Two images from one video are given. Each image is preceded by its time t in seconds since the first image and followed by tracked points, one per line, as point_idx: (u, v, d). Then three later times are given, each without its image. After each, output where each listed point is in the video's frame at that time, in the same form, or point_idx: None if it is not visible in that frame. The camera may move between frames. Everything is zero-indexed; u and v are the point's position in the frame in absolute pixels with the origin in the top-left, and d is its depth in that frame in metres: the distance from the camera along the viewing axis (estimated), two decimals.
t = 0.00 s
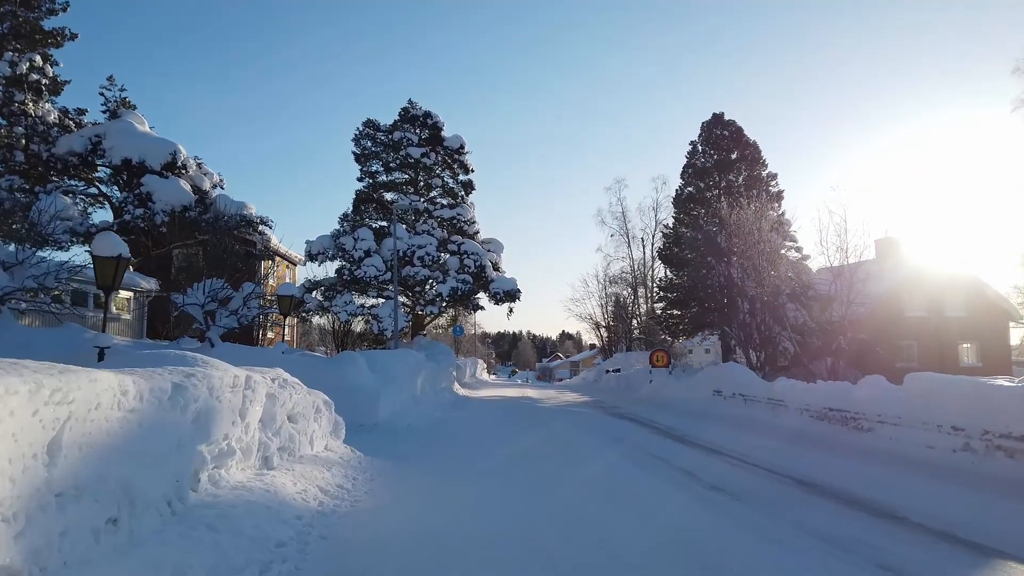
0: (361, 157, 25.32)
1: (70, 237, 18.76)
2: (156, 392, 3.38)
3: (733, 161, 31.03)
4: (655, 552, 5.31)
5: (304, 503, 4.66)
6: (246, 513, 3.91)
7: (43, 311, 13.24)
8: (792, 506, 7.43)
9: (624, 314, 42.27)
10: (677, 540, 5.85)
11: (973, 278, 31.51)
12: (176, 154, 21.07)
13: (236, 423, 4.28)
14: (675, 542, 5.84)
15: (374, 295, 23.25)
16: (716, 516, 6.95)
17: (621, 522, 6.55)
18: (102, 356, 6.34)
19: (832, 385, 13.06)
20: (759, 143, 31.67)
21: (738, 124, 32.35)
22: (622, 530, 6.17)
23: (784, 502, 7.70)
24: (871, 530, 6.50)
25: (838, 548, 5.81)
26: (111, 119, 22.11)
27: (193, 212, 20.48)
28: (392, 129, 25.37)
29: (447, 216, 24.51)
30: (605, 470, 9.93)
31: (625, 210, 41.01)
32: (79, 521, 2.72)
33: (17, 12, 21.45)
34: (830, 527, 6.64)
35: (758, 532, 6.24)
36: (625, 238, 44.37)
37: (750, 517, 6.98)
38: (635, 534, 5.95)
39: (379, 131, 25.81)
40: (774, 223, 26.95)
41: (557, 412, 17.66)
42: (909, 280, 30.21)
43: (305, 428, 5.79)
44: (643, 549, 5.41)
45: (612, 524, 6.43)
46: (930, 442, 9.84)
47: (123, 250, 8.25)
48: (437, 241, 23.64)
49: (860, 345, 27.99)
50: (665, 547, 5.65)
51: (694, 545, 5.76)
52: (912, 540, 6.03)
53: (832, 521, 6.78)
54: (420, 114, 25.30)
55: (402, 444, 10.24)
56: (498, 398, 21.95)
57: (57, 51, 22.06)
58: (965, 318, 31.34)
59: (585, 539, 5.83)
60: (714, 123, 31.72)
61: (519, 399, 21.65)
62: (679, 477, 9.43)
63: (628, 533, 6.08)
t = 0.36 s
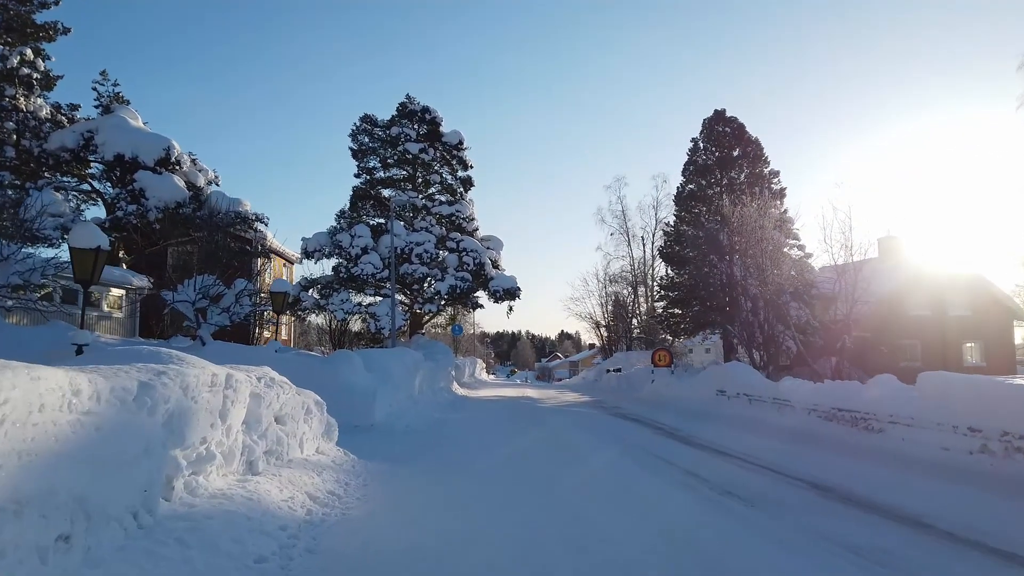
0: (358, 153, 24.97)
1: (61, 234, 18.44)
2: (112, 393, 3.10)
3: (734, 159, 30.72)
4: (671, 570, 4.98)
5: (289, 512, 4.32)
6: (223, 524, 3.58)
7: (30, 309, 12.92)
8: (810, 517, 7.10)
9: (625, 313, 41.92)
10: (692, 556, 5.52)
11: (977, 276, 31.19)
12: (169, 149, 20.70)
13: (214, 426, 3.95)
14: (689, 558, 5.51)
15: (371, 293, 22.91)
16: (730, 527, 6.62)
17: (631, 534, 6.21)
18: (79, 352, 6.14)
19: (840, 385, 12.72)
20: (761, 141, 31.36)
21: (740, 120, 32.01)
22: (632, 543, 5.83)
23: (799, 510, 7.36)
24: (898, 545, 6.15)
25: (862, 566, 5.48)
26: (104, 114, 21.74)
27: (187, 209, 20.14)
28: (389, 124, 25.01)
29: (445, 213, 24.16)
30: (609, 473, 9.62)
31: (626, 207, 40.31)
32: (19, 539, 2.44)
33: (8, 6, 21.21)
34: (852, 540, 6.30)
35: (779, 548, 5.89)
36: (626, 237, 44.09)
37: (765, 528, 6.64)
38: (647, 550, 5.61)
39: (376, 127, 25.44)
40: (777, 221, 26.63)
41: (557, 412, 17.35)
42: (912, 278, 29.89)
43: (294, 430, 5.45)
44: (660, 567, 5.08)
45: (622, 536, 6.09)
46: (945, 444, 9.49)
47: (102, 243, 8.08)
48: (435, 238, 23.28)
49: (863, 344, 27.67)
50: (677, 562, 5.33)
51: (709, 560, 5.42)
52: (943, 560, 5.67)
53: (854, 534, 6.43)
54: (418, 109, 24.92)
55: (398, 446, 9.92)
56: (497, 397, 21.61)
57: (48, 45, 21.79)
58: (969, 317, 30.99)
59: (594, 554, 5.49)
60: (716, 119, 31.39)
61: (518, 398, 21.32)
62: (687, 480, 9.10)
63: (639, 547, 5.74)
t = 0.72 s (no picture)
0: (356, 151, 24.68)
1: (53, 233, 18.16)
2: (73, 403, 2.85)
3: (736, 157, 30.46)
4: None
5: (278, 527, 4.03)
6: (202, 543, 3.31)
7: (18, 308, 12.61)
8: (831, 526, 6.79)
9: (625, 313, 41.73)
10: (705, 569, 5.27)
11: (980, 275, 30.94)
12: (164, 146, 20.39)
13: (196, 435, 3.65)
14: (706, 573, 5.22)
15: (369, 293, 22.61)
16: (748, 537, 6.31)
17: (644, 545, 5.91)
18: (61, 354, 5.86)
19: (848, 387, 12.46)
20: (763, 139, 31.06)
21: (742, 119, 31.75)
22: (645, 556, 5.57)
23: (817, 518, 7.07)
24: (927, 557, 5.84)
25: None
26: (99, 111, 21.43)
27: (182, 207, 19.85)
28: (387, 121, 24.72)
29: (444, 212, 23.87)
30: (614, 478, 9.35)
31: (626, 206, 40.03)
32: None
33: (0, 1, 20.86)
34: (876, 552, 6.01)
35: (801, 560, 5.59)
36: (626, 236, 43.85)
37: (784, 538, 6.35)
38: (658, 562, 5.36)
39: (374, 124, 25.15)
40: (780, 220, 26.35)
41: (558, 413, 17.07)
42: (916, 278, 29.62)
43: (285, 437, 5.18)
44: None
45: (633, 548, 5.79)
46: (959, 448, 9.23)
47: (81, 239, 7.92)
48: (435, 237, 22.98)
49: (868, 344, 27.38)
50: None
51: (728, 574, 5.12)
52: None
53: (878, 546, 6.13)
54: (417, 106, 24.63)
55: (396, 450, 9.64)
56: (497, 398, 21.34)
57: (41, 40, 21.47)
58: (973, 317, 30.72)
59: (605, 569, 5.19)
60: (717, 118, 31.13)
61: (518, 399, 21.03)
62: (696, 486, 8.81)
63: (653, 560, 5.45)
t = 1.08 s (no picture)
0: (353, 148, 24.39)
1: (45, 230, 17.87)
2: (25, 407, 2.58)
3: (737, 155, 30.19)
4: None
5: (263, 537, 3.74)
6: (175, 559, 3.03)
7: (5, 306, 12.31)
8: (853, 535, 6.50)
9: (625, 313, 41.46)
10: None
11: (984, 274, 30.65)
12: (159, 143, 20.08)
13: (172, 438, 3.39)
14: None
15: (366, 291, 22.32)
16: (766, 548, 6.01)
17: (656, 557, 5.60)
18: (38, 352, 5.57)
19: (855, 387, 12.21)
20: (765, 137, 30.80)
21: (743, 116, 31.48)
22: (655, 567, 5.31)
23: (838, 527, 6.79)
24: (959, 569, 5.53)
25: None
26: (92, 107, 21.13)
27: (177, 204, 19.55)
28: (385, 118, 24.43)
29: (443, 209, 23.59)
30: (618, 483, 9.07)
31: (626, 205, 39.75)
32: None
33: None
34: (899, 562, 5.73)
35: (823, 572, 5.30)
36: (625, 235, 43.59)
37: (803, 548, 6.06)
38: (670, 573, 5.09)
39: (372, 120, 24.85)
40: (782, 218, 26.09)
41: (559, 414, 16.79)
42: (919, 278, 29.35)
43: (274, 439, 4.90)
44: None
45: (646, 560, 5.49)
46: (973, 450, 8.99)
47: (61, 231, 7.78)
48: (433, 235, 22.69)
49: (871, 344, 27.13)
50: None
51: None
52: None
53: (905, 556, 5.84)
54: (415, 102, 24.34)
55: (393, 452, 9.37)
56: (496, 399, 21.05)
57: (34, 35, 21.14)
58: (976, 316, 30.46)
59: None
60: (718, 115, 30.88)
61: (518, 400, 20.77)
62: (707, 492, 8.53)
63: (668, 575, 5.17)
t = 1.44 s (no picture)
0: (351, 144, 24.07)
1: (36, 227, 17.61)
2: None
3: (740, 153, 29.92)
4: None
5: (248, 553, 3.44)
6: None
7: None
8: (879, 542, 6.17)
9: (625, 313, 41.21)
10: None
11: (987, 273, 30.42)
12: (154, 139, 19.75)
13: (147, 446, 3.08)
14: None
15: (365, 290, 21.99)
16: (787, 556, 5.69)
17: (673, 569, 5.24)
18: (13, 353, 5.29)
19: (866, 387, 11.92)
20: (767, 134, 30.54)
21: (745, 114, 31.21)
22: None
23: (863, 534, 6.45)
24: None
25: None
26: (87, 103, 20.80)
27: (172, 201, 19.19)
28: (384, 114, 24.12)
29: (443, 206, 23.25)
30: (625, 486, 8.76)
31: (626, 204, 39.51)
32: None
33: None
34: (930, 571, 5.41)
35: None
36: (626, 235, 43.36)
37: (826, 556, 5.74)
38: None
39: (370, 116, 24.53)
40: (786, 216, 25.80)
41: (561, 415, 16.51)
42: (923, 277, 29.09)
43: (264, 444, 4.60)
44: None
45: (663, 574, 5.14)
46: (990, 452, 8.70)
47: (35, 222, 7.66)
48: (432, 232, 22.37)
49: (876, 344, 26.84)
50: None
51: None
52: None
53: (938, 566, 5.50)
54: (414, 98, 24.03)
55: (392, 456, 9.05)
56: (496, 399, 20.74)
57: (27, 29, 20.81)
58: (980, 316, 30.19)
59: None
60: (720, 113, 30.60)
61: (519, 400, 20.48)
62: (720, 497, 8.20)
63: None
